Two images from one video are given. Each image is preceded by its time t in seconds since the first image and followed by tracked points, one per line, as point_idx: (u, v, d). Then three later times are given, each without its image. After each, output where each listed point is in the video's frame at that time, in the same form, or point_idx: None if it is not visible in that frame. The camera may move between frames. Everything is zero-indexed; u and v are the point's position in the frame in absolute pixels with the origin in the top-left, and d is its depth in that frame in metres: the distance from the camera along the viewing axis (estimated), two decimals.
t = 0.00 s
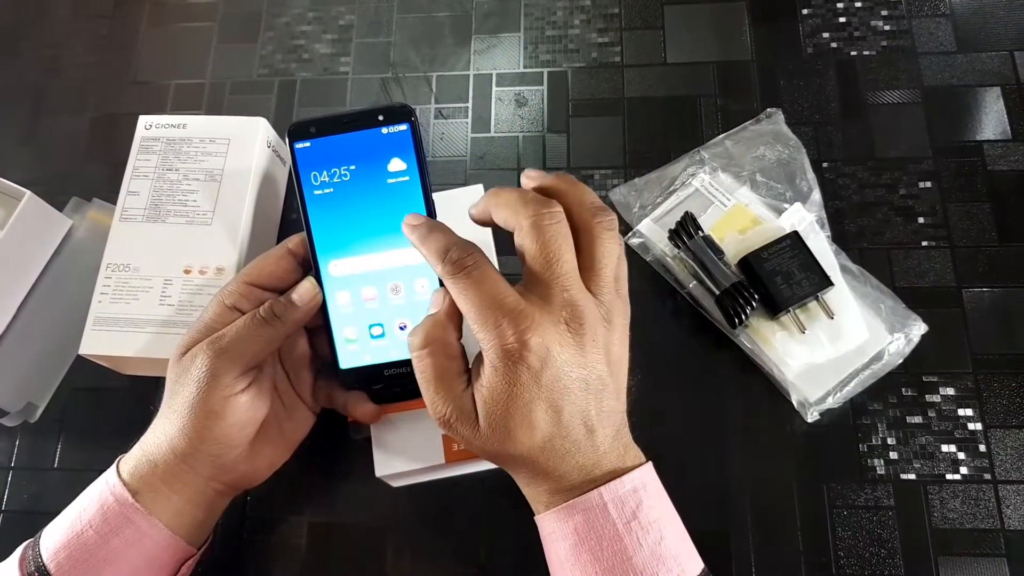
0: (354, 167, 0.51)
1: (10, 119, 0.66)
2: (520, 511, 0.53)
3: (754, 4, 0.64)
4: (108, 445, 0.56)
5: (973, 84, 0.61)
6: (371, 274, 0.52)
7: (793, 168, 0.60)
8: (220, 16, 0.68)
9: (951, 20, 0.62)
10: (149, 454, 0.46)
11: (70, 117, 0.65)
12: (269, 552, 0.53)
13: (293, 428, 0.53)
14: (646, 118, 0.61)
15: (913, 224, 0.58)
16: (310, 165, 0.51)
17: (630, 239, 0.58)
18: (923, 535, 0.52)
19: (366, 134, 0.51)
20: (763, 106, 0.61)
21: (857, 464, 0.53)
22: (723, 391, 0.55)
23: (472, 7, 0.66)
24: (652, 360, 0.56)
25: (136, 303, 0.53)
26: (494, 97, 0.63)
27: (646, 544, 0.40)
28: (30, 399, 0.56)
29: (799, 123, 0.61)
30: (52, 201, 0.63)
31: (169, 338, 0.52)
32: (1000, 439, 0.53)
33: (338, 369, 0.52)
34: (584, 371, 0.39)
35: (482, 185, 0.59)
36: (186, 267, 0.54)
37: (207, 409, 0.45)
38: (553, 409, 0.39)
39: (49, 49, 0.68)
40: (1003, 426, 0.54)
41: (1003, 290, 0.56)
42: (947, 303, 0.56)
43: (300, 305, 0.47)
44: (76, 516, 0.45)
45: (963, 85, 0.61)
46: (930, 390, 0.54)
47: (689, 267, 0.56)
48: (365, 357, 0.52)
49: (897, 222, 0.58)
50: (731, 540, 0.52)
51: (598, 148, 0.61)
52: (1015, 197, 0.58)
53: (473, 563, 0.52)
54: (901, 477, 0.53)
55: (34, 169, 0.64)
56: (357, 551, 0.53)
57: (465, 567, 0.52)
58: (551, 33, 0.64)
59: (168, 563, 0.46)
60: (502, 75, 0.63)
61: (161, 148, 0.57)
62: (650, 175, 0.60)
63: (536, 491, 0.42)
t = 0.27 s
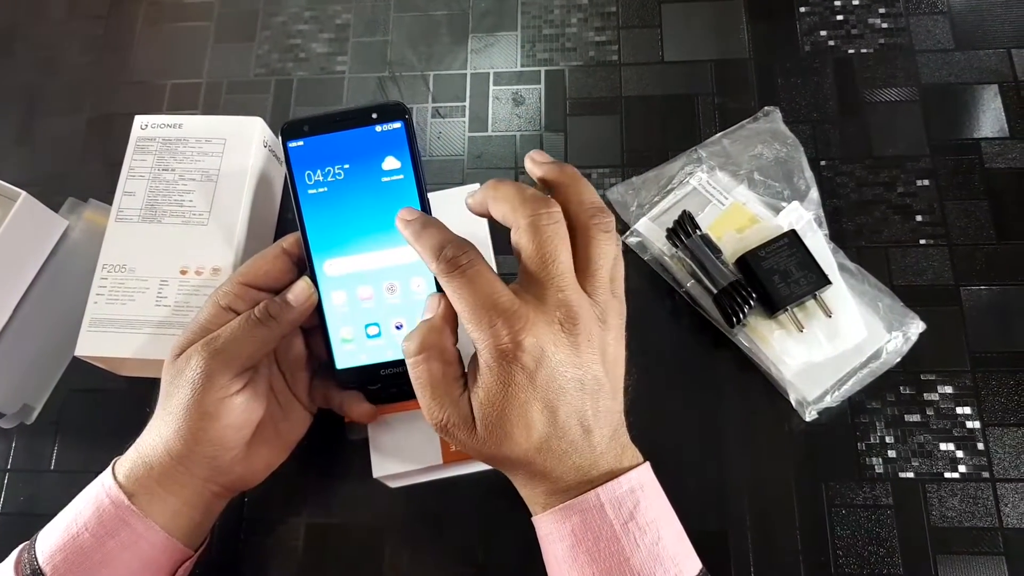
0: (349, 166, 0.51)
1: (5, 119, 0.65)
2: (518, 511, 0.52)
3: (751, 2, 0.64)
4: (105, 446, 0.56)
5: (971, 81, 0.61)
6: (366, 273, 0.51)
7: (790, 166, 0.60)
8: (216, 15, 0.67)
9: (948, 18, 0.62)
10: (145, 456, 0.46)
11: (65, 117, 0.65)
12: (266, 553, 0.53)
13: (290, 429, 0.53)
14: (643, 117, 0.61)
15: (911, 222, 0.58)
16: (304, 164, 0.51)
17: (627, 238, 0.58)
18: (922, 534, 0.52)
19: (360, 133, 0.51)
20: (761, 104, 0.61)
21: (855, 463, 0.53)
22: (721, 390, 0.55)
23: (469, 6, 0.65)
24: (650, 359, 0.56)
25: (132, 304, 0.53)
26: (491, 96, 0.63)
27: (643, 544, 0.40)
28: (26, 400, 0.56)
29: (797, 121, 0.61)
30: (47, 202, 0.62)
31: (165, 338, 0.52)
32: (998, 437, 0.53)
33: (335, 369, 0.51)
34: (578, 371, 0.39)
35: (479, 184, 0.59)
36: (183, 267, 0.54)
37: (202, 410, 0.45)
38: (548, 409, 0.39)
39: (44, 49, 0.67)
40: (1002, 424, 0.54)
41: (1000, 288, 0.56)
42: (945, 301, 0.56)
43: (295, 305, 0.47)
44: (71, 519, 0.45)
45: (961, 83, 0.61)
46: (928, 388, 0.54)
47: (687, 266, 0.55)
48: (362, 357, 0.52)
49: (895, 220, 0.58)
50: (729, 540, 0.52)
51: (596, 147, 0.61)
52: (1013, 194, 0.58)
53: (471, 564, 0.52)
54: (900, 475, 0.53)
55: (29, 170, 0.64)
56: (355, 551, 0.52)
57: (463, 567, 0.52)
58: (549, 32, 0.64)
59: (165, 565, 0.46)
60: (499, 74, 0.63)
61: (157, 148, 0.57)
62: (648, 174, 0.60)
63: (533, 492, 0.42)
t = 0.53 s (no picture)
0: (352, 166, 0.51)
1: (6, 119, 0.65)
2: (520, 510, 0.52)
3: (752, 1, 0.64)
4: (105, 446, 0.56)
5: (972, 81, 0.61)
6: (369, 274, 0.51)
7: (791, 165, 0.60)
8: (216, 15, 0.67)
9: (948, 17, 0.62)
10: (148, 455, 0.46)
11: (66, 117, 0.65)
12: (268, 552, 0.53)
13: (291, 428, 0.53)
14: (644, 116, 0.61)
15: (912, 221, 0.58)
16: (307, 164, 0.51)
17: (628, 237, 0.58)
18: (923, 533, 0.52)
19: (364, 134, 0.51)
20: (761, 103, 0.61)
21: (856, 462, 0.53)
22: (723, 389, 0.55)
23: (469, 5, 0.66)
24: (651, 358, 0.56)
25: (133, 303, 0.53)
26: (492, 95, 0.63)
27: (637, 549, 0.40)
28: (27, 399, 0.56)
29: (798, 120, 0.61)
30: (48, 202, 0.62)
31: (167, 338, 0.52)
32: (999, 436, 0.53)
33: (337, 369, 0.51)
34: (543, 370, 0.39)
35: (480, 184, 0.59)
36: (183, 267, 0.54)
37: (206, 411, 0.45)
38: (521, 411, 0.39)
39: (45, 49, 0.67)
40: (1003, 423, 0.54)
41: (1001, 287, 0.56)
42: (946, 300, 0.56)
43: (299, 306, 0.47)
44: (74, 518, 0.45)
45: (961, 82, 0.61)
46: (929, 387, 0.54)
47: (687, 265, 0.55)
48: (364, 357, 0.52)
49: (896, 219, 0.58)
50: (731, 539, 0.52)
51: (596, 146, 0.61)
52: (1013, 193, 0.58)
53: (472, 563, 0.52)
54: (901, 474, 0.53)
55: (30, 169, 0.64)
56: (356, 551, 0.52)
57: (465, 566, 0.52)
58: (549, 31, 0.64)
59: (168, 565, 0.46)
60: (500, 74, 0.63)
61: (158, 148, 0.57)
62: (648, 173, 0.60)
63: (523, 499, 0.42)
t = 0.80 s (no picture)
0: (353, 165, 0.51)
1: (6, 118, 0.65)
2: (520, 509, 0.52)
3: None
4: (105, 445, 0.56)
5: (973, 79, 0.61)
6: (370, 272, 0.51)
7: (792, 164, 0.60)
8: (216, 13, 0.67)
9: (949, 16, 0.62)
10: (147, 455, 0.46)
11: (65, 116, 0.65)
12: (267, 551, 0.53)
13: (291, 427, 0.53)
14: (644, 115, 0.61)
15: (912, 220, 0.58)
16: (307, 163, 0.51)
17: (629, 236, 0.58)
18: (924, 532, 0.52)
19: (364, 132, 0.51)
20: (762, 102, 0.61)
21: (857, 461, 0.53)
22: (723, 388, 0.55)
23: (469, 4, 0.65)
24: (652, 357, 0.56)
25: (132, 303, 0.53)
26: (492, 94, 0.62)
27: (658, 541, 0.40)
28: (26, 398, 0.56)
29: (798, 119, 0.61)
30: (48, 200, 0.62)
31: (166, 337, 0.52)
32: (1000, 435, 0.53)
33: (338, 367, 0.52)
34: (606, 362, 0.40)
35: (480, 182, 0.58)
36: (183, 266, 0.54)
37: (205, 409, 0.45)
38: (570, 398, 0.39)
39: (44, 47, 0.67)
40: (1003, 422, 0.54)
41: (1002, 286, 0.56)
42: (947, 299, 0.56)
43: (298, 305, 0.47)
44: (72, 519, 0.45)
45: (962, 81, 0.61)
46: (930, 386, 0.54)
47: (688, 264, 0.55)
48: (365, 356, 0.52)
49: (897, 218, 0.58)
50: (731, 538, 0.52)
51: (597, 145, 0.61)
52: (1014, 192, 0.58)
53: (473, 562, 0.52)
54: (901, 473, 0.53)
55: (29, 168, 0.64)
56: (357, 550, 0.52)
57: (465, 566, 0.52)
58: (549, 30, 0.64)
59: (166, 565, 0.46)
60: (500, 73, 0.63)
61: (157, 146, 0.56)
62: (649, 172, 0.60)
63: (548, 483, 0.42)
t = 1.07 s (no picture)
0: (349, 163, 0.51)
1: (6, 118, 0.65)
2: (520, 508, 0.52)
3: None
4: (104, 444, 0.56)
5: (972, 79, 0.61)
6: (366, 271, 0.51)
7: (792, 164, 0.60)
8: (217, 13, 0.67)
9: (949, 16, 0.62)
10: (145, 455, 0.46)
11: (65, 115, 0.65)
12: (267, 551, 0.52)
13: (290, 427, 0.53)
14: (644, 114, 0.61)
15: (912, 220, 0.58)
16: (304, 161, 0.51)
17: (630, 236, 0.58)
18: (924, 531, 0.52)
19: (361, 130, 0.51)
20: (762, 101, 0.61)
21: (857, 460, 0.53)
22: (723, 387, 0.55)
23: (470, 4, 0.65)
24: (652, 357, 0.56)
25: (132, 302, 0.53)
26: (492, 94, 0.63)
27: (648, 541, 0.40)
28: (26, 398, 0.56)
29: (798, 118, 0.61)
30: (47, 200, 0.62)
31: (165, 336, 0.52)
32: (1000, 434, 0.53)
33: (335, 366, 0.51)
34: (587, 367, 0.39)
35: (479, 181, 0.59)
36: (182, 265, 0.54)
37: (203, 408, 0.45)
38: (553, 405, 0.39)
39: (44, 47, 0.67)
40: (1003, 421, 0.54)
41: (1002, 285, 0.56)
42: (947, 298, 0.56)
43: (295, 303, 0.47)
44: (70, 519, 0.45)
45: (961, 81, 0.61)
46: (930, 385, 0.54)
47: (687, 263, 0.55)
48: (362, 355, 0.52)
49: (896, 217, 0.58)
50: (732, 538, 0.52)
51: (597, 144, 0.61)
52: (1014, 191, 0.58)
53: (473, 562, 0.52)
54: (902, 473, 0.53)
55: (29, 168, 0.64)
56: (356, 550, 0.52)
57: (465, 565, 0.52)
58: (550, 29, 0.64)
59: (164, 565, 0.46)
60: (501, 72, 0.63)
61: (157, 146, 0.56)
62: (649, 172, 0.60)
63: (538, 486, 0.42)
